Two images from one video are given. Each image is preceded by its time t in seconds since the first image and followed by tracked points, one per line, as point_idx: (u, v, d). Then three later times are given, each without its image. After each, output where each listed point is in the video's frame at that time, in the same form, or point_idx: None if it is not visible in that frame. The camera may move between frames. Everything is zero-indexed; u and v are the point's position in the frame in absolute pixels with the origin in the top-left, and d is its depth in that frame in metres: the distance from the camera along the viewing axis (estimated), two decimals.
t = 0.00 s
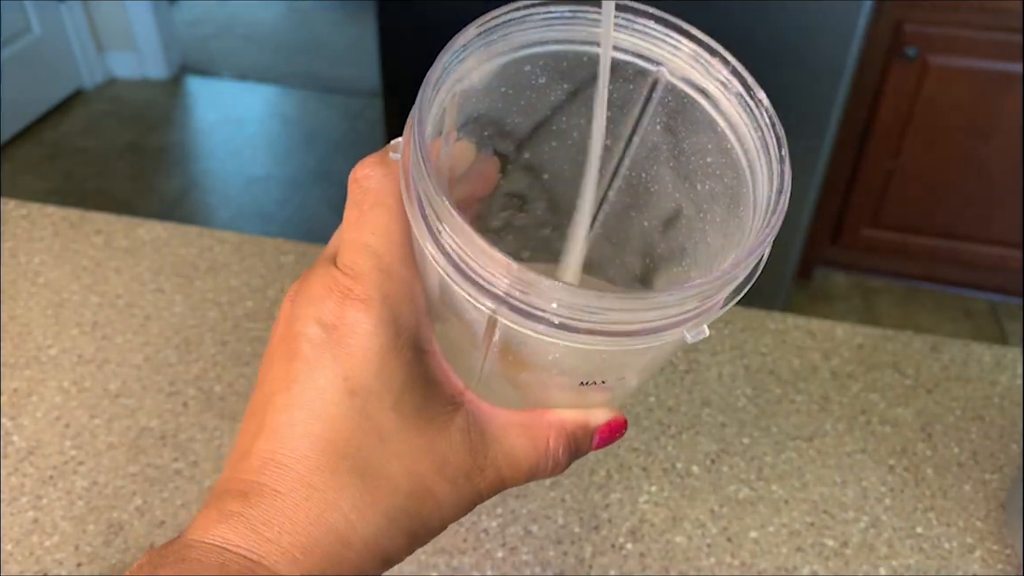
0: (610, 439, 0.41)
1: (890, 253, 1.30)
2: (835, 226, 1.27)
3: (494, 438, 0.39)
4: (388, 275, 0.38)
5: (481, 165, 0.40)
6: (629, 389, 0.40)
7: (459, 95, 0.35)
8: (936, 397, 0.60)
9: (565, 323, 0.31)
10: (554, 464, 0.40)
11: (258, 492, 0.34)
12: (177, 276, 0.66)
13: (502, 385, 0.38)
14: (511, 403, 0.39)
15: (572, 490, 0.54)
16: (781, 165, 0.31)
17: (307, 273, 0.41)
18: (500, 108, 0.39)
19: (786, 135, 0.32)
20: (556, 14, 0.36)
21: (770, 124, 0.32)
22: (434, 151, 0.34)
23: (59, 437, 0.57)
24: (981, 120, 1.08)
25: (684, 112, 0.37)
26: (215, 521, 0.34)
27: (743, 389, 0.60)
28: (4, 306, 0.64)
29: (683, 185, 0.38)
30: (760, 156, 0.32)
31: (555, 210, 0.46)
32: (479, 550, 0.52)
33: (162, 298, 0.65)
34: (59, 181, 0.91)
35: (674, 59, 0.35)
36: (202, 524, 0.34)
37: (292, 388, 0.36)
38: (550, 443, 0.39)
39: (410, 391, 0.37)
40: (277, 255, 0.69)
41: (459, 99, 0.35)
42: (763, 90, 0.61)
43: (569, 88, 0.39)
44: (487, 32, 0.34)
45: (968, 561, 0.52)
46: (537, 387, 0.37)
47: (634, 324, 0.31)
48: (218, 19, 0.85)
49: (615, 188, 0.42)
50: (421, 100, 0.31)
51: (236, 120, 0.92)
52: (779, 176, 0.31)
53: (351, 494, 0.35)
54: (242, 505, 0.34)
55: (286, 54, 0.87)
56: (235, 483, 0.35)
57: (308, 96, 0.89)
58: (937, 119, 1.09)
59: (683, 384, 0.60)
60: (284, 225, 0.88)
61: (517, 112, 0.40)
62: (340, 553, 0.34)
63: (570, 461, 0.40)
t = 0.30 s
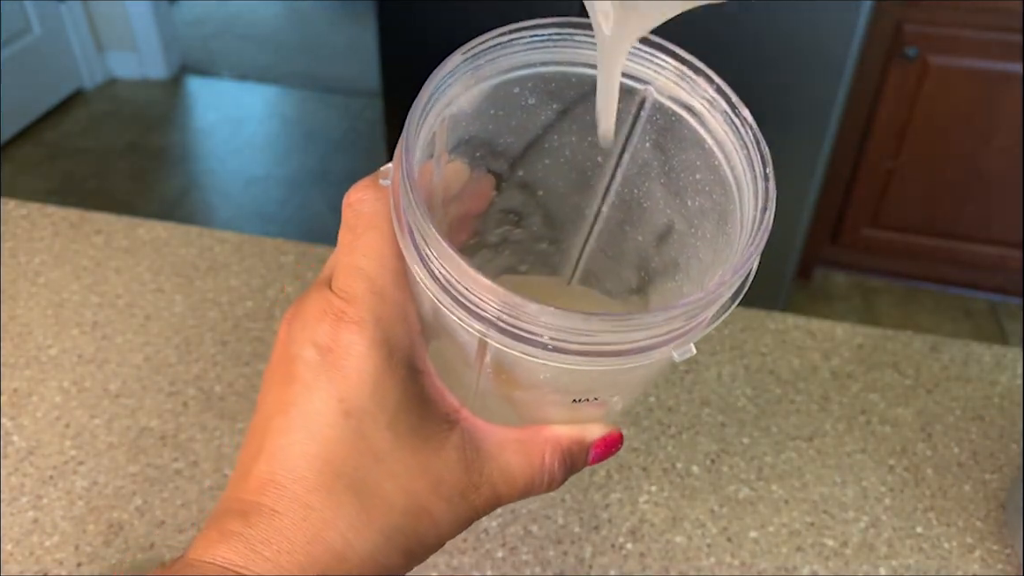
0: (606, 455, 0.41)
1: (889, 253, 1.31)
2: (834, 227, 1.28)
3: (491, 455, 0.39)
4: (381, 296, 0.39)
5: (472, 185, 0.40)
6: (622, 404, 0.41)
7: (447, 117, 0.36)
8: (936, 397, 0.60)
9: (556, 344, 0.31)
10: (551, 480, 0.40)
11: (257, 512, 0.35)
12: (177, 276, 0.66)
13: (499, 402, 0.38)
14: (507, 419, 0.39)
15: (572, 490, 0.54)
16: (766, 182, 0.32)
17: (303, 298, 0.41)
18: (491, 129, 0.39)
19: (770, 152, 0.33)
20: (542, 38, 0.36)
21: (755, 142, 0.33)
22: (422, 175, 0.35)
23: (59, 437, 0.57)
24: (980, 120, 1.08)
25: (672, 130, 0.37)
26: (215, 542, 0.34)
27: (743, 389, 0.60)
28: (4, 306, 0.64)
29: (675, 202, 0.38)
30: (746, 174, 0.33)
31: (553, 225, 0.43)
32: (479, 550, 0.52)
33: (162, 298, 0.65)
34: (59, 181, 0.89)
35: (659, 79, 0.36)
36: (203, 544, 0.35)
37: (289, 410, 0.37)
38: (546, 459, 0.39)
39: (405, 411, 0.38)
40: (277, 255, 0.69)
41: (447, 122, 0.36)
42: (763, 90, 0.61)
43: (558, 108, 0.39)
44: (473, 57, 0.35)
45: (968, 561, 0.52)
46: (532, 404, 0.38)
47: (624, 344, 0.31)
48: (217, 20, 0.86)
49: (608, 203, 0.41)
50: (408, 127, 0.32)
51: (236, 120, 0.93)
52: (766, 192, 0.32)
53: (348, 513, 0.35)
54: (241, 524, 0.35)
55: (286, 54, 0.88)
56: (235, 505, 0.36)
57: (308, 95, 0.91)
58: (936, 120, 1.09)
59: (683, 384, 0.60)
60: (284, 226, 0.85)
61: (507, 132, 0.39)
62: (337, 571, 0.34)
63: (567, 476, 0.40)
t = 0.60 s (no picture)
0: (611, 452, 0.41)
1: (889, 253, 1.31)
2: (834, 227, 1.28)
3: (494, 454, 0.39)
4: (385, 295, 0.39)
5: (475, 182, 0.40)
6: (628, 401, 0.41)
7: (451, 113, 0.36)
8: (936, 397, 0.60)
9: (560, 342, 0.31)
10: (555, 478, 0.40)
11: (261, 512, 0.35)
12: (177, 276, 0.66)
13: (504, 401, 0.38)
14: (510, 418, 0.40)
15: (572, 490, 0.54)
16: (772, 177, 0.32)
17: (306, 296, 0.41)
18: (494, 125, 0.39)
19: (776, 147, 0.32)
20: (545, 32, 0.36)
21: (760, 136, 0.33)
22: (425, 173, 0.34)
23: (59, 437, 0.57)
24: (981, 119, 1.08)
25: (677, 125, 0.37)
26: (219, 541, 0.34)
27: (743, 389, 0.60)
28: (4, 306, 0.64)
29: (680, 197, 0.38)
30: (751, 169, 0.33)
31: (556, 221, 0.44)
32: (479, 550, 0.52)
33: (162, 298, 0.65)
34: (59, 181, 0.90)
35: (665, 73, 0.36)
36: (207, 544, 0.34)
37: (292, 409, 0.37)
38: (551, 457, 0.39)
39: (408, 410, 0.38)
40: (277, 255, 0.69)
41: (451, 118, 0.36)
42: (764, 90, 0.61)
43: (563, 104, 0.39)
44: (475, 52, 0.35)
45: (968, 561, 0.52)
46: (538, 402, 0.38)
47: (629, 342, 0.31)
48: (217, 20, 0.86)
49: (614, 199, 0.42)
50: (411, 123, 0.32)
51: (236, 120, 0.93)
52: (771, 187, 0.31)
53: (352, 512, 0.35)
54: (246, 524, 0.35)
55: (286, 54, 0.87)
56: (239, 504, 0.36)
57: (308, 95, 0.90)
58: (936, 120, 1.09)
59: (683, 384, 0.60)
60: (284, 225, 0.87)
61: (511, 128, 0.40)
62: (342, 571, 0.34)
63: (571, 475, 0.40)
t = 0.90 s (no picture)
0: (615, 449, 0.41)
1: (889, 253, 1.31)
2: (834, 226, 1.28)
3: (497, 451, 0.39)
4: (387, 290, 0.39)
5: (478, 178, 0.40)
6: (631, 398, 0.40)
7: (455, 110, 0.36)
8: (936, 397, 0.60)
9: (563, 340, 0.31)
10: (558, 476, 0.40)
11: (263, 509, 0.35)
12: (177, 276, 0.66)
13: (508, 398, 0.38)
14: (513, 415, 0.40)
15: (572, 490, 0.54)
16: (779, 175, 0.32)
17: (308, 292, 0.41)
18: (498, 122, 0.39)
19: (782, 145, 0.33)
20: (550, 28, 0.36)
21: (767, 134, 0.33)
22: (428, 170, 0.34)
23: (59, 437, 0.57)
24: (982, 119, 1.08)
25: (682, 122, 0.37)
26: (222, 539, 0.35)
27: (743, 389, 0.60)
28: (4, 306, 0.64)
29: (684, 195, 0.38)
30: (758, 166, 0.33)
31: (559, 218, 0.43)
32: (478, 550, 0.52)
33: (162, 298, 0.65)
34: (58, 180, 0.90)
35: (671, 69, 0.36)
36: (210, 542, 0.35)
37: (295, 406, 0.37)
38: (554, 454, 0.39)
39: (411, 407, 0.38)
40: (277, 255, 0.69)
41: (455, 114, 0.36)
42: (764, 90, 0.61)
43: (566, 100, 0.39)
44: (480, 48, 0.35)
45: (968, 561, 0.52)
46: (542, 399, 0.38)
47: (634, 339, 0.31)
48: (216, 19, 0.86)
49: (617, 196, 0.42)
50: (415, 120, 0.32)
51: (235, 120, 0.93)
52: (778, 185, 0.32)
53: (355, 509, 0.35)
54: (248, 522, 0.35)
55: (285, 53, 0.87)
56: (241, 501, 0.36)
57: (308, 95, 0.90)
58: (937, 119, 1.09)
59: (683, 384, 0.60)
60: (284, 225, 0.87)
61: (515, 125, 0.40)
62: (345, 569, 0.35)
63: (575, 472, 0.40)
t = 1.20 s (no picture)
0: (615, 448, 0.41)
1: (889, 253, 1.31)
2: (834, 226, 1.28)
3: (498, 448, 0.39)
4: (388, 286, 0.40)
5: (480, 176, 0.40)
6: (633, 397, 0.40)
7: (458, 106, 0.36)
8: (936, 397, 0.60)
9: (565, 337, 0.31)
10: (560, 474, 0.39)
11: (262, 506, 0.35)
12: (177, 276, 0.66)
13: (507, 396, 0.38)
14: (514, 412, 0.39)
15: (572, 490, 0.54)
16: (783, 172, 0.32)
17: (311, 289, 0.43)
18: (500, 119, 0.39)
19: (786, 142, 0.32)
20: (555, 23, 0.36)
21: (771, 130, 0.33)
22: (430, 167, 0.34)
23: (59, 437, 0.57)
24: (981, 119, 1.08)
25: (685, 119, 0.37)
26: (220, 536, 0.35)
27: (743, 389, 0.60)
28: (4, 306, 0.64)
29: (687, 193, 0.38)
30: (762, 164, 0.33)
31: (561, 216, 0.43)
32: (479, 550, 0.52)
33: (162, 298, 0.65)
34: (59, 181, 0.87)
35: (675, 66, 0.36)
36: (209, 539, 0.35)
37: (295, 403, 0.38)
38: (554, 453, 0.39)
39: (412, 404, 0.38)
40: (277, 255, 0.69)
41: (458, 110, 0.36)
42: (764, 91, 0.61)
43: (569, 97, 0.39)
44: (483, 44, 0.35)
45: (968, 561, 0.52)
46: (541, 398, 0.38)
47: (636, 339, 0.31)
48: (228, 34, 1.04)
49: (619, 194, 0.42)
50: (416, 116, 0.32)
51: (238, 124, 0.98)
52: (782, 182, 0.31)
53: (353, 506, 0.35)
54: (246, 518, 0.35)
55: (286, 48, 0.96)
56: (241, 498, 0.36)
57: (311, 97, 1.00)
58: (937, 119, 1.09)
59: (683, 384, 0.60)
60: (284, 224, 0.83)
61: (517, 122, 0.40)
62: (343, 566, 0.35)
63: (576, 470, 0.40)
